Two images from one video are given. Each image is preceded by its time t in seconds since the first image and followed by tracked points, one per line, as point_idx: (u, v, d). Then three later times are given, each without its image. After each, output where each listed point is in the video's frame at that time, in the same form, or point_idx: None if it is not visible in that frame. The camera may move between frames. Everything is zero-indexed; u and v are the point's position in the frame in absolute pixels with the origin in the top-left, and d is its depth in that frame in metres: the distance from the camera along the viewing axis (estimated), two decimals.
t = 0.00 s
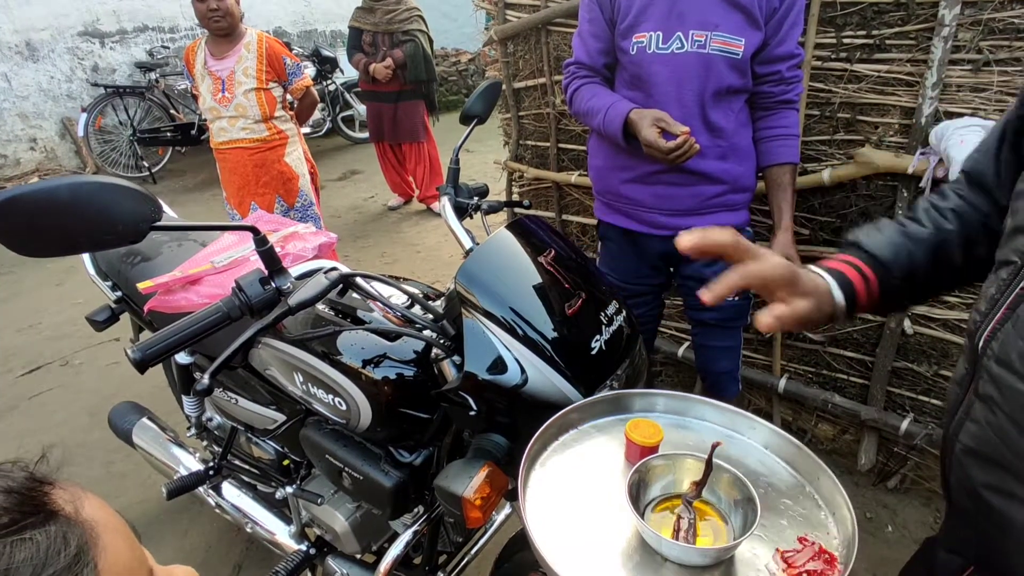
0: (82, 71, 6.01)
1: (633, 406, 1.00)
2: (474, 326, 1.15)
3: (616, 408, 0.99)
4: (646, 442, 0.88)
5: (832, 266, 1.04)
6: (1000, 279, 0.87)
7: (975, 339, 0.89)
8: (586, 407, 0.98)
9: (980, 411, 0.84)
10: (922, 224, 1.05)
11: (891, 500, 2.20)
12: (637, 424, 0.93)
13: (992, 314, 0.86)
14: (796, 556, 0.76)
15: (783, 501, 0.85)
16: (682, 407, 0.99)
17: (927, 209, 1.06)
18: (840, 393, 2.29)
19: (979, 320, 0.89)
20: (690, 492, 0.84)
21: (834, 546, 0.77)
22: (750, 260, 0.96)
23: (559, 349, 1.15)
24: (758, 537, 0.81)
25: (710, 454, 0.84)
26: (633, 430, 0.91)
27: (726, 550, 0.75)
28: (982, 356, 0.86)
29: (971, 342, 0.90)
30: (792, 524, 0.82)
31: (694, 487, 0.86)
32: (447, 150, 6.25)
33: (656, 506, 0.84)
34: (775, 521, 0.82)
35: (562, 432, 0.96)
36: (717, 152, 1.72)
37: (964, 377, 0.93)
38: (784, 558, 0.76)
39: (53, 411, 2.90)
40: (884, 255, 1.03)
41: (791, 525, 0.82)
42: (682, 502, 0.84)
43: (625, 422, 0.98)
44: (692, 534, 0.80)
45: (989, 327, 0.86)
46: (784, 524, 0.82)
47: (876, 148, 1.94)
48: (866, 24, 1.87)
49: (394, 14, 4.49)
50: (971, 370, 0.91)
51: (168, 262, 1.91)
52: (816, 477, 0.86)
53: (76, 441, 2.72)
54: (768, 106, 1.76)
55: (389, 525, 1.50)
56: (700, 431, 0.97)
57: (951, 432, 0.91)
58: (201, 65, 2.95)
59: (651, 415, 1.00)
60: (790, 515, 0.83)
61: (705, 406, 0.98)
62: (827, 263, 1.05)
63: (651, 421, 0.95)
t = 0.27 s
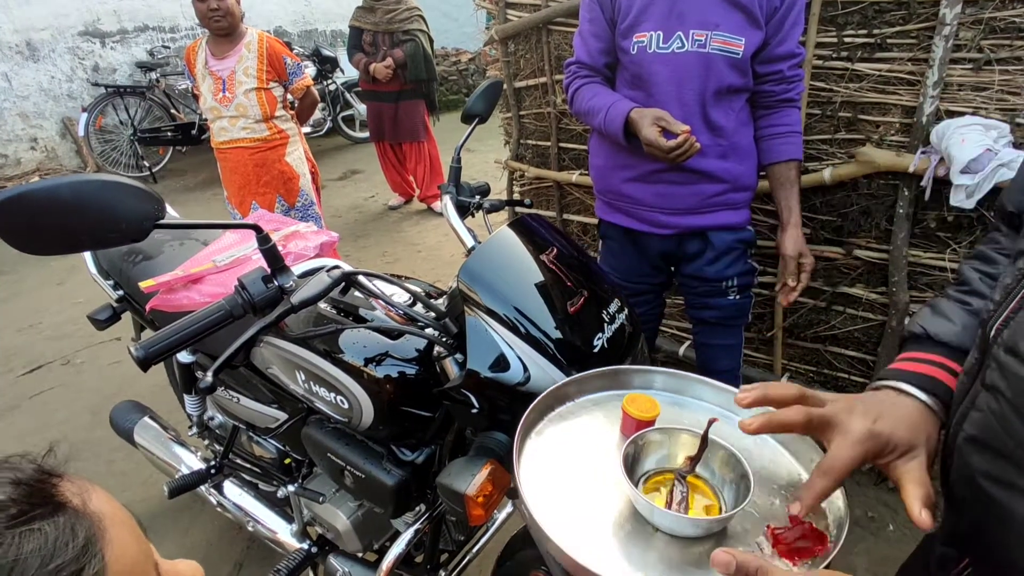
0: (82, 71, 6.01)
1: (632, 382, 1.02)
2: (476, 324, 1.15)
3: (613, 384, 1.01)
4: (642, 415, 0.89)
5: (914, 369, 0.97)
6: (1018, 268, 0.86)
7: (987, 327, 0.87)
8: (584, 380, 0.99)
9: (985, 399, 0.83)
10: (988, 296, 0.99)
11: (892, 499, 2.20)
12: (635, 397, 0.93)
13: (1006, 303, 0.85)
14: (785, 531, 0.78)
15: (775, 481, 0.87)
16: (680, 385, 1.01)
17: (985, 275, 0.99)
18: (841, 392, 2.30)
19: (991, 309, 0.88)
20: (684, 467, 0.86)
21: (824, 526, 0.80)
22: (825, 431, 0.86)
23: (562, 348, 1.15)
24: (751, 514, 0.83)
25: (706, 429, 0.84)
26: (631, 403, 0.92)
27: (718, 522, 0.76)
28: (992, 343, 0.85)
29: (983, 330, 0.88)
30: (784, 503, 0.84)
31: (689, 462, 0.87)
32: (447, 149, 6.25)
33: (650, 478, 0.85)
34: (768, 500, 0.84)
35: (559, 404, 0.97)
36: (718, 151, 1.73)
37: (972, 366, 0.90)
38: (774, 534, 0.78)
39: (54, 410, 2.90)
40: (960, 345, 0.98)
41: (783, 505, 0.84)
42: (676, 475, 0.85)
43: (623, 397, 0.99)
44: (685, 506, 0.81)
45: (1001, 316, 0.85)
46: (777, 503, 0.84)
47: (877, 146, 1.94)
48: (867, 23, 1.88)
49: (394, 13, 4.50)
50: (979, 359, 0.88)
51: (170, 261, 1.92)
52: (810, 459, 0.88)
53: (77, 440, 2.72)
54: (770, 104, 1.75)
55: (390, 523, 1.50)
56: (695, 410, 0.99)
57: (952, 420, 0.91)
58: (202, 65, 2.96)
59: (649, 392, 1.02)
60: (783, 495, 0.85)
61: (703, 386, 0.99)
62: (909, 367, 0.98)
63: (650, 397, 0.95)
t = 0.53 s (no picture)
0: (82, 70, 6.00)
1: (635, 369, 1.01)
2: (474, 323, 1.14)
3: (616, 370, 1.00)
4: (645, 402, 0.88)
5: (916, 381, 0.97)
6: None
7: (1000, 330, 0.86)
8: (587, 365, 0.99)
9: (996, 403, 0.83)
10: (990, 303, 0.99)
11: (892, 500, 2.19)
12: (638, 384, 0.92)
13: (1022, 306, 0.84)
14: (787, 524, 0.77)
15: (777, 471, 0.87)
16: (684, 372, 1.00)
17: (986, 283, 1.00)
18: (841, 392, 2.29)
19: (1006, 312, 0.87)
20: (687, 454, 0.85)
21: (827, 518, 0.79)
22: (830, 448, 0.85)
23: (560, 347, 1.14)
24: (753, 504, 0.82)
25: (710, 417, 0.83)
26: (635, 389, 0.91)
27: (719, 511, 0.76)
28: (1006, 347, 0.84)
29: (995, 333, 0.87)
30: (786, 494, 0.83)
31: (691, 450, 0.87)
32: (447, 149, 6.25)
33: (651, 466, 0.85)
34: (770, 490, 0.83)
35: (562, 389, 0.97)
36: (716, 151, 1.72)
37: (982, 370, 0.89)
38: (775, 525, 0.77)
39: (53, 410, 2.89)
40: (959, 353, 0.97)
41: (785, 496, 0.83)
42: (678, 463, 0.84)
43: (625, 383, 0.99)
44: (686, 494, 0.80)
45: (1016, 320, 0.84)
46: (778, 494, 0.83)
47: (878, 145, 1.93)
48: (867, 21, 1.87)
49: (393, 13, 4.49)
50: (991, 363, 0.88)
51: (167, 260, 1.91)
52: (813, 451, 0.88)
53: (75, 440, 2.71)
54: (785, 99, 1.69)
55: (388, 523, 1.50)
56: (698, 398, 0.98)
57: (963, 425, 0.90)
58: (201, 64, 2.95)
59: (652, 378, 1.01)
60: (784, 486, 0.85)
61: (707, 373, 0.98)
62: (911, 379, 0.98)
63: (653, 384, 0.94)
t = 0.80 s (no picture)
0: (81, 70, 5.99)
1: (629, 373, 0.99)
2: (470, 325, 1.13)
3: (612, 375, 0.98)
4: (638, 410, 0.86)
5: (921, 361, 0.98)
6: None
7: (1005, 330, 0.84)
8: (582, 371, 0.97)
9: (999, 405, 0.82)
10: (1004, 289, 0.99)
11: (894, 501, 2.18)
12: (631, 391, 0.90)
13: None
14: (785, 531, 0.77)
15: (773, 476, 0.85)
16: (679, 376, 0.98)
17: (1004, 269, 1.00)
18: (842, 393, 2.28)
19: (1011, 312, 0.85)
20: (681, 464, 0.83)
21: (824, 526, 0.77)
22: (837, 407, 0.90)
23: (558, 349, 1.13)
24: (748, 512, 0.80)
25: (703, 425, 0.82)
26: (628, 396, 0.90)
27: (712, 523, 0.74)
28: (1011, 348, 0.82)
29: (1001, 333, 0.85)
30: (783, 500, 0.81)
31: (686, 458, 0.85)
32: (447, 149, 6.24)
33: (645, 475, 0.83)
34: (767, 497, 0.81)
35: (556, 396, 0.95)
36: (721, 151, 1.72)
37: (988, 369, 0.88)
38: (772, 533, 0.77)
39: (51, 411, 2.88)
40: (977, 338, 0.98)
41: (782, 503, 0.81)
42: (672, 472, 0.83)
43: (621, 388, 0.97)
44: (680, 504, 0.79)
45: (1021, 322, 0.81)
46: (775, 500, 0.81)
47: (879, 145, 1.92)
48: (868, 20, 1.86)
49: (393, 12, 4.48)
50: (997, 362, 0.86)
51: (164, 261, 1.90)
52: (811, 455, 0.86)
53: (73, 441, 2.70)
54: (814, 94, 1.65)
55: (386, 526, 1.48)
56: (695, 403, 0.96)
57: (969, 425, 0.89)
58: (199, 64, 2.94)
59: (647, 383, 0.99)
60: (782, 492, 0.82)
61: (703, 377, 0.96)
62: (917, 360, 0.99)
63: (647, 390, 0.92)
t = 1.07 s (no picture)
0: (81, 70, 5.99)
1: (637, 380, 1.00)
2: (476, 328, 1.13)
3: (618, 381, 0.99)
4: (649, 416, 0.87)
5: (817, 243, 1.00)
6: None
7: (1010, 331, 0.88)
8: (588, 378, 0.97)
9: (1006, 406, 0.82)
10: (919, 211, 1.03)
11: (896, 502, 2.18)
12: (640, 398, 0.91)
13: None
14: (797, 538, 0.77)
15: (783, 480, 0.85)
16: (688, 382, 0.98)
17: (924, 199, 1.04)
18: (844, 394, 2.28)
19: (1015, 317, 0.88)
20: (693, 469, 0.84)
21: (837, 530, 0.77)
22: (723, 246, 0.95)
23: (564, 354, 1.13)
24: (761, 518, 0.80)
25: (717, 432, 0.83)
26: (637, 402, 0.90)
27: (728, 530, 0.75)
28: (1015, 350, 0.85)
29: (1005, 337, 0.89)
30: (794, 505, 0.81)
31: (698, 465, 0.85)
32: (448, 149, 6.23)
33: (658, 481, 0.83)
34: (779, 503, 0.81)
35: (561, 404, 0.95)
36: (743, 153, 1.71)
37: (992, 370, 0.92)
38: (785, 540, 0.77)
39: (52, 412, 2.88)
40: (869, 236, 1.00)
41: (794, 508, 0.81)
42: (685, 478, 0.83)
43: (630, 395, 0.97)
44: (694, 511, 0.80)
45: None
46: (787, 505, 0.81)
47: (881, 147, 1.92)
48: (870, 21, 1.85)
49: (394, 12, 4.48)
50: (1000, 362, 0.90)
51: (167, 262, 1.90)
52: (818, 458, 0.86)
53: (75, 442, 2.70)
54: (836, 99, 1.65)
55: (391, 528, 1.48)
56: (706, 409, 0.96)
57: (973, 431, 0.90)
58: (200, 64, 2.93)
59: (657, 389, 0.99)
60: (794, 498, 0.82)
61: (713, 383, 0.96)
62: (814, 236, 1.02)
63: (654, 397, 0.93)
